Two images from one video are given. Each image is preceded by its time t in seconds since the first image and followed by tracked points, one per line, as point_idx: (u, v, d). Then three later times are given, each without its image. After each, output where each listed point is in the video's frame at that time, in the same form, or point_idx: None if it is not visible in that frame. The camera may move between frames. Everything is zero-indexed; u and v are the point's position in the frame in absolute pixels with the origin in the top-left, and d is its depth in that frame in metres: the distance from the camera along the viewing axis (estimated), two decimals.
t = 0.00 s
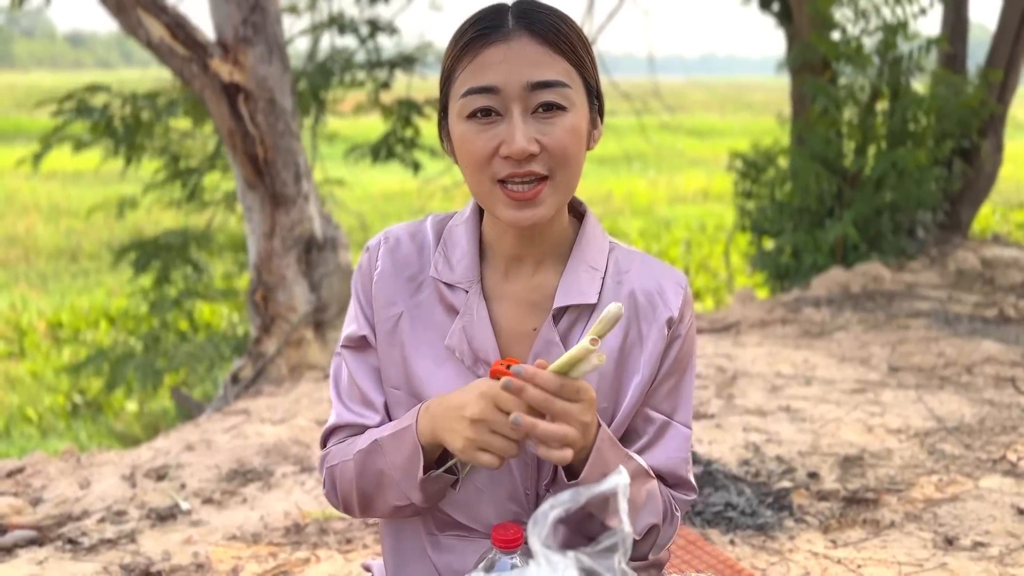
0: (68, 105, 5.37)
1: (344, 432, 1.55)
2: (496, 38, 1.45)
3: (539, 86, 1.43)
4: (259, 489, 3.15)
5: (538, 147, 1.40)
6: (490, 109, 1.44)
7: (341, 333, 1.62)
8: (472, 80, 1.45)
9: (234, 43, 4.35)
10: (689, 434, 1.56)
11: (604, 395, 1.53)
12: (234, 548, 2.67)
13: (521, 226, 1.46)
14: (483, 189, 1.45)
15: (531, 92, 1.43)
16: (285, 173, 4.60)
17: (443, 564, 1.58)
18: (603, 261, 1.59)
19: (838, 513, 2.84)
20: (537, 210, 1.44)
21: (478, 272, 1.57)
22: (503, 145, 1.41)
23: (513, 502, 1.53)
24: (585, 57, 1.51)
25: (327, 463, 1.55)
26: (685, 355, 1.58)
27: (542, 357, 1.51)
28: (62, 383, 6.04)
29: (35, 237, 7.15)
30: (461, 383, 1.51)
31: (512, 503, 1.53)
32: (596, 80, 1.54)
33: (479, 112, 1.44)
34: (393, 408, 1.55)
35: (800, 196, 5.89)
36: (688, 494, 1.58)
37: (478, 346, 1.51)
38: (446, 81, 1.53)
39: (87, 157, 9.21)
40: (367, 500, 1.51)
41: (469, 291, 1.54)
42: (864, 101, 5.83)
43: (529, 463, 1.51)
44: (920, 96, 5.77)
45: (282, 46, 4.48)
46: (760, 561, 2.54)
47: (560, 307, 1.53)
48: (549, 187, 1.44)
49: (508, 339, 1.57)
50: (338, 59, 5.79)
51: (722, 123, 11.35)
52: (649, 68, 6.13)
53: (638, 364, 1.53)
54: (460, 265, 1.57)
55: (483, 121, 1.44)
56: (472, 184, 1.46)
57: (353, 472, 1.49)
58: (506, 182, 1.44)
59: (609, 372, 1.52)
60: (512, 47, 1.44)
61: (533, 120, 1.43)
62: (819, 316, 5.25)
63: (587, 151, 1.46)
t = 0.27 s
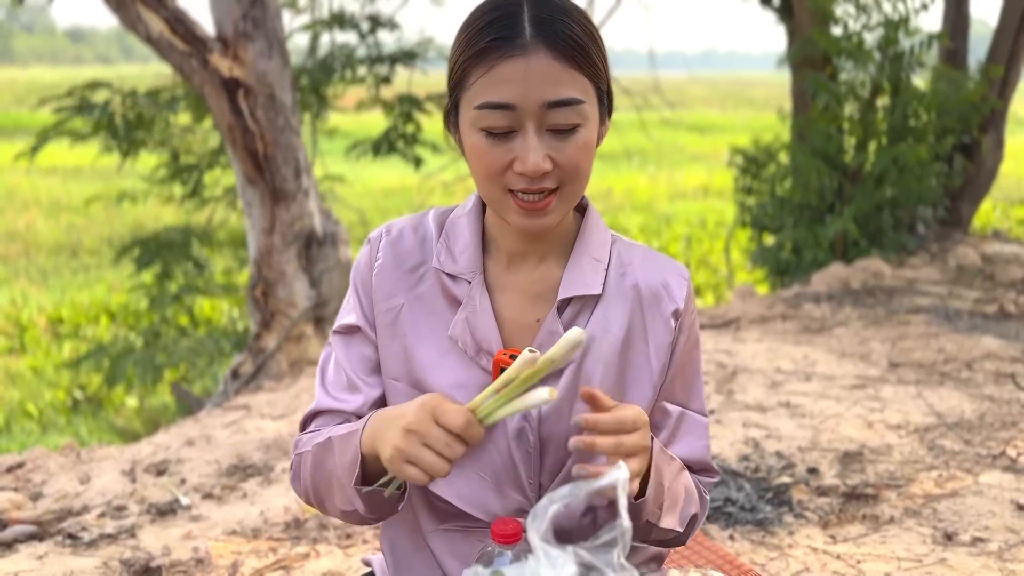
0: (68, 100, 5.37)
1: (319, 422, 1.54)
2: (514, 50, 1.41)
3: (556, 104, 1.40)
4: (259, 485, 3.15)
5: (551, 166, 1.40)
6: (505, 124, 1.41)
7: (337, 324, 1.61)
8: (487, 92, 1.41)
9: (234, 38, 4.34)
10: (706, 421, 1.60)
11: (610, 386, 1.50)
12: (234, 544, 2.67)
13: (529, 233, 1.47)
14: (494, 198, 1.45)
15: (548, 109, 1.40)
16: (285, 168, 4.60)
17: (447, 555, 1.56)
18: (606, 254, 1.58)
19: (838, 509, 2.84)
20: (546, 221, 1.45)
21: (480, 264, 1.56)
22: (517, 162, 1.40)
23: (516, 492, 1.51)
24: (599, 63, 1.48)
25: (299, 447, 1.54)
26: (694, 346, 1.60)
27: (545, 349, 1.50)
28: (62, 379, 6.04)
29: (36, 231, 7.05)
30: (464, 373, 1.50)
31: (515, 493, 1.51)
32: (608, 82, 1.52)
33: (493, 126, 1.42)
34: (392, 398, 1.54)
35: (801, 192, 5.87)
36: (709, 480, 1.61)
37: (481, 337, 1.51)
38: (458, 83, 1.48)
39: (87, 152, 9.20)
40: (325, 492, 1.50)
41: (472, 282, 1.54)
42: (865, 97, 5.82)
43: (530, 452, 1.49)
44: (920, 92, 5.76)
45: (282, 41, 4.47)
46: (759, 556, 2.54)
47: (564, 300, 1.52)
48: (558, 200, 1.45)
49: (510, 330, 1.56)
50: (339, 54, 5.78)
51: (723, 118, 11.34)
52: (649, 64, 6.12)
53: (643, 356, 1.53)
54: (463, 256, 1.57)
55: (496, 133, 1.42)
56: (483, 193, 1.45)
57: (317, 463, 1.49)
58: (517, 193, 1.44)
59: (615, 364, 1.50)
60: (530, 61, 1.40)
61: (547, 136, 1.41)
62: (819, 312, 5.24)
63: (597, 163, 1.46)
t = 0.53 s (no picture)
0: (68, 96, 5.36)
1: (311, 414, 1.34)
2: (524, 41, 1.39)
3: (567, 94, 1.39)
4: (258, 480, 3.15)
5: (562, 156, 1.39)
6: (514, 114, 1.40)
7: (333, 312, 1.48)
8: (497, 82, 1.40)
9: (233, 33, 4.33)
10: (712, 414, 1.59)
11: (622, 381, 1.48)
12: (233, 539, 2.67)
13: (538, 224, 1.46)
14: (504, 189, 1.44)
15: (558, 99, 1.39)
16: (284, 164, 4.59)
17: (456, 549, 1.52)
18: (615, 249, 1.56)
19: (838, 504, 2.84)
20: (556, 211, 1.44)
21: (490, 258, 1.50)
22: (528, 151, 1.39)
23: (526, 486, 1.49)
24: (607, 55, 1.47)
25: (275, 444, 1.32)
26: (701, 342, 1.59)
27: (557, 343, 1.47)
28: (61, 374, 6.04)
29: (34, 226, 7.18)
30: (475, 369, 1.46)
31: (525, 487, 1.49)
32: (616, 74, 1.51)
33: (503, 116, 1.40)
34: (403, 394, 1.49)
35: (801, 188, 5.86)
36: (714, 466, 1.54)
37: (492, 333, 1.46)
38: (466, 74, 1.46)
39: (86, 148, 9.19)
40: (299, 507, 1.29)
41: (483, 278, 1.48)
42: (866, 93, 5.81)
43: (542, 447, 1.46)
44: (921, 88, 5.75)
45: (282, 37, 4.47)
46: (759, 552, 2.54)
47: (575, 295, 1.50)
48: (568, 189, 1.44)
49: (522, 327, 1.50)
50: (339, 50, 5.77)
51: (723, 115, 11.33)
52: (649, 60, 6.11)
53: (654, 352, 1.52)
54: (471, 251, 1.51)
55: (506, 124, 1.40)
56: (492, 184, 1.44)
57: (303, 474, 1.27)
58: (527, 184, 1.43)
59: (626, 359, 1.48)
60: (540, 52, 1.39)
61: (558, 127, 1.40)
62: (819, 308, 5.24)
63: (606, 154, 1.45)
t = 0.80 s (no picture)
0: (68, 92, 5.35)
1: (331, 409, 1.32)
2: (526, 29, 1.38)
3: (569, 84, 1.39)
4: (258, 476, 3.15)
5: (565, 147, 1.39)
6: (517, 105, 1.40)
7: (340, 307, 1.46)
8: (500, 72, 1.39)
9: (233, 28, 4.32)
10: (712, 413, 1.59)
11: (624, 383, 1.47)
12: (233, 535, 2.67)
13: (542, 218, 1.46)
14: (507, 183, 1.43)
15: (559, 89, 1.39)
16: (284, 160, 4.58)
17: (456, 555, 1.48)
18: (619, 249, 1.54)
19: (837, 501, 2.84)
20: (560, 203, 1.44)
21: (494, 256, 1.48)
22: (531, 143, 1.39)
23: (527, 487, 1.46)
24: (610, 45, 1.46)
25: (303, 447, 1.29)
26: (702, 343, 1.58)
27: (560, 343, 1.45)
28: (61, 370, 6.04)
29: (34, 223, 6.99)
30: (476, 369, 1.44)
31: (526, 488, 1.46)
32: (619, 66, 1.50)
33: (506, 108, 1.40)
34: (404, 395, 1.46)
35: (801, 185, 5.85)
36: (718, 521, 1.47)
37: (495, 333, 1.44)
38: (469, 65, 1.45)
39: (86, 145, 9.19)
40: (335, 510, 1.25)
41: (486, 277, 1.47)
42: (866, 89, 5.80)
43: (543, 448, 1.45)
44: (922, 85, 5.73)
45: (281, 32, 4.45)
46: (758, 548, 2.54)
47: (579, 294, 1.48)
48: (572, 181, 1.43)
49: (525, 327, 1.48)
50: (338, 46, 5.76)
51: (723, 111, 11.32)
52: (649, 56, 6.10)
53: (656, 353, 1.52)
54: (474, 250, 1.49)
55: (508, 115, 1.40)
56: (495, 176, 1.44)
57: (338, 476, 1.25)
58: (530, 176, 1.42)
59: (628, 360, 1.47)
60: (542, 40, 1.38)
61: (560, 118, 1.40)
62: (819, 305, 5.24)
63: (609, 146, 1.45)
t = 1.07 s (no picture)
0: (67, 89, 5.34)
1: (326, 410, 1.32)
2: (522, 17, 1.39)
3: (564, 70, 1.38)
4: (257, 473, 3.15)
5: (560, 131, 1.37)
6: (512, 90, 1.39)
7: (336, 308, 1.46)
8: (495, 59, 1.39)
9: (232, 25, 4.30)
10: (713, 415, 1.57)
11: (623, 382, 1.45)
12: (232, 532, 2.67)
13: (539, 206, 1.43)
14: (503, 170, 1.41)
15: (555, 75, 1.38)
16: (283, 157, 4.58)
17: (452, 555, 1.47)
18: (618, 248, 1.53)
19: (836, 498, 2.84)
20: (556, 191, 1.41)
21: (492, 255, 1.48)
22: (525, 127, 1.37)
23: (525, 486, 1.45)
24: (608, 37, 1.46)
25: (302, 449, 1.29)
26: (704, 344, 1.56)
27: (557, 343, 1.44)
28: (61, 367, 6.04)
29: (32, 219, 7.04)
30: (474, 368, 1.43)
31: (524, 487, 1.45)
32: (618, 60, 1.50)
33: (502, 93, 1.39)
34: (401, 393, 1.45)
35: (800, 182, 5.85)
36: (707, 554, 1.44)
37: (493, 332, 1.43)
38: (467, 57, 1.46)
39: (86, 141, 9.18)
40: (339, 502, 1.25)
41: (484, 275, 1.46)
42: (866, 86, 5.79)
43: (541, 447, 1.43)
44: (922, 82, 5.73)
45: (281, 29, 4.44)
46: (758, 545, 2.54)
47: (577, 293, 1.47)
48: (570, 167, 1.41)
49: (523, 326, 1.48)
50: (337, 43, 5.75)
51: (722, 108, 11.32)
52: (649, 53, 6.09)
53: (656, 353, 1.50)
54: (473, 248, 1.49)
55: (504, 100, 1.39)
56: (490, 164, 1.42)
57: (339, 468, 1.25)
58: (526, 163, 1.40)
59: (627, 359, 1.46)
60: (537, 28, 1.38)
61: (557, 104, 1.38)
62: (818, 302, 5.24)
63: (607, 134, 1.43)
